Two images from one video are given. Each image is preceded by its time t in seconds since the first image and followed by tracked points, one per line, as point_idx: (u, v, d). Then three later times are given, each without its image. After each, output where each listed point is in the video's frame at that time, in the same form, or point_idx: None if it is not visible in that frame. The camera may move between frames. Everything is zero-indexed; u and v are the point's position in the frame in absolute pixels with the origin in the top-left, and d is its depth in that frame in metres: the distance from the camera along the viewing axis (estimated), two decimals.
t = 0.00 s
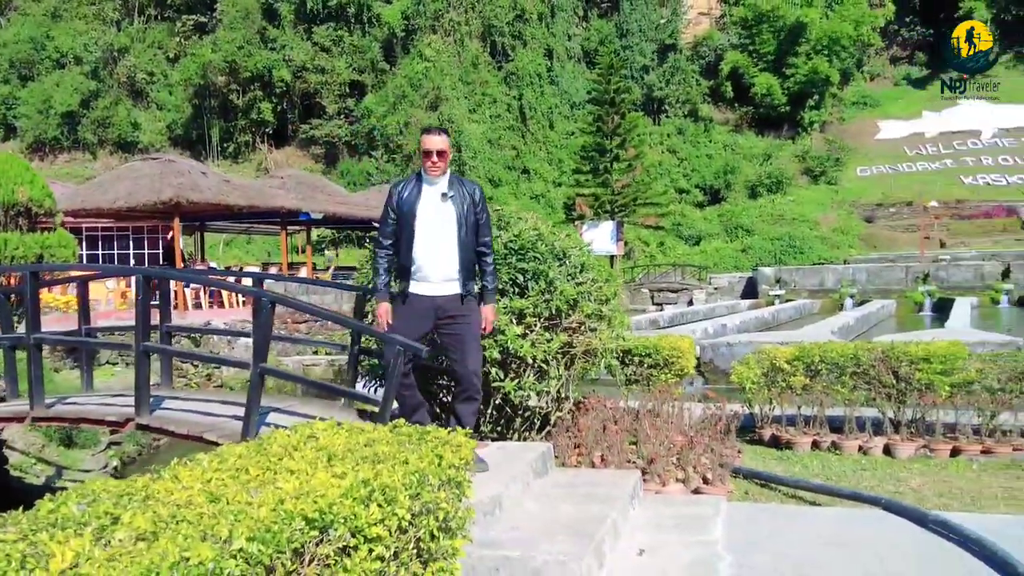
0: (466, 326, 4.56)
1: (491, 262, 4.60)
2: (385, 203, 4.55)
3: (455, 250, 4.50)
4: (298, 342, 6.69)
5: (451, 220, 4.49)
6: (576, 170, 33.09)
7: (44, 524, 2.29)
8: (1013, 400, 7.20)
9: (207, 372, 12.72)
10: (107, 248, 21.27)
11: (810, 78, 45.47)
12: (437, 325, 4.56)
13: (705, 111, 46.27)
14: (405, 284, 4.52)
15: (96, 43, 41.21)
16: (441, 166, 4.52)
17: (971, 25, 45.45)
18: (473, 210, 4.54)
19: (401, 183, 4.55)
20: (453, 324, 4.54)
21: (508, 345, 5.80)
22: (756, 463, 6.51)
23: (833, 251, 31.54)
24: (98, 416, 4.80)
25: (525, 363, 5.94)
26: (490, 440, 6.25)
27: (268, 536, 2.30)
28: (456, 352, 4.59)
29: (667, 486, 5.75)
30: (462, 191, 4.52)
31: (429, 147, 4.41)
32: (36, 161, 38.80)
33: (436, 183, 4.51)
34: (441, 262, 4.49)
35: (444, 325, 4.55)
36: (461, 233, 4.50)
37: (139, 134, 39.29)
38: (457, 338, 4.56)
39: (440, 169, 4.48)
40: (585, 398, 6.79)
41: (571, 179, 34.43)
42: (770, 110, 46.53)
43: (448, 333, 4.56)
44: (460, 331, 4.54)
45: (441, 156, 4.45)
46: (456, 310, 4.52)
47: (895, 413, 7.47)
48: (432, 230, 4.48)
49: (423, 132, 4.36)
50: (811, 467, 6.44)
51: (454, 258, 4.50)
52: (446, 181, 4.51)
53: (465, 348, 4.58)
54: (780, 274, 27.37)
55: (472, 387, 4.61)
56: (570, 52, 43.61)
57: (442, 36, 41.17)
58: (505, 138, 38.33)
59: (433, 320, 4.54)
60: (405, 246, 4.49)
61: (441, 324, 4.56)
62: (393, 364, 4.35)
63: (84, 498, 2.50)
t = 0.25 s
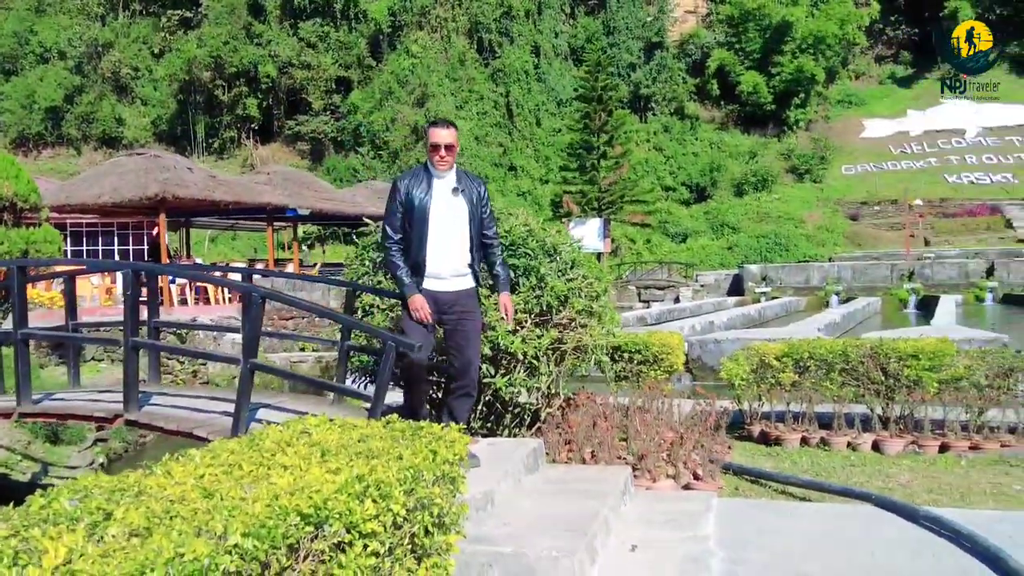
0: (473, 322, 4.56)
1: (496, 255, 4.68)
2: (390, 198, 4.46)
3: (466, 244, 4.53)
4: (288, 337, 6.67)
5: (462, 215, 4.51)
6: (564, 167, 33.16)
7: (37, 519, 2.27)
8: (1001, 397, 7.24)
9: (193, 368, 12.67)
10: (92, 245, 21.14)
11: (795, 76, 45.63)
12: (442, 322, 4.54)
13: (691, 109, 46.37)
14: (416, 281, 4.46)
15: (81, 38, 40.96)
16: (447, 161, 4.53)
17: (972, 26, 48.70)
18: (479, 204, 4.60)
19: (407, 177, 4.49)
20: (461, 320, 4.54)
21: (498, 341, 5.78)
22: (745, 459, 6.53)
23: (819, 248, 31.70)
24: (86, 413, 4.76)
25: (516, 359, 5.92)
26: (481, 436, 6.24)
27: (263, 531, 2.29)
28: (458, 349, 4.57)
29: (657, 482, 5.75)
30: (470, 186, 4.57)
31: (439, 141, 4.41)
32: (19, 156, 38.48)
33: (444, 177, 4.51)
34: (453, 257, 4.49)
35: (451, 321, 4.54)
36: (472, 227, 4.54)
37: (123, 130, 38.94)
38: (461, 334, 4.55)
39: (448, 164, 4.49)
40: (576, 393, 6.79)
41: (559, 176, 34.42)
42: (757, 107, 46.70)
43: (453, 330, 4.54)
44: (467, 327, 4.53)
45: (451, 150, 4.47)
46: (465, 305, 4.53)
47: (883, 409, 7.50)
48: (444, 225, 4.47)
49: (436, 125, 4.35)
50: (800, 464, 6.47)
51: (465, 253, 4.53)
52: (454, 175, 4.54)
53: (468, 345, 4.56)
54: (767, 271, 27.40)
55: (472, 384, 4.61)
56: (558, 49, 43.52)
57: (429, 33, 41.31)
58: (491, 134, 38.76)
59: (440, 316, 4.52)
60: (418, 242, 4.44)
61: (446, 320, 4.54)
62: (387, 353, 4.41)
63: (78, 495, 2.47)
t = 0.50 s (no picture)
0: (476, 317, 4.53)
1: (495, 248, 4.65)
2: (390, 195, 4.33)
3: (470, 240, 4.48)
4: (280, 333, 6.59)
5: (465, 210, 4.45)
6: (557, 164, 33.09)
7: (25, 516, 2.23)
8: (996, 392, 7.24)
9: (185, 365, 12.59)
10: (83, 241, 21.00)
11: (788, 74, 45.62)
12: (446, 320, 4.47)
13: (684, 106, 46.34)
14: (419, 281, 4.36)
15: (72, 33, 40.76)
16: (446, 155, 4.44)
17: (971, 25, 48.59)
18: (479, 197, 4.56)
19: (406, 173, 4.37)
20: (464, 317, 4.49)
21: (493, 337, 5.74)
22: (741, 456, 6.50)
23: (812, 246, 31.72)
24: (76, 408, 4.70)
25: (511, 354, 5.87)
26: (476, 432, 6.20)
27: (258, 525, 2.24)
28: (457, 346, 4.54)
29: (653, 479, 5.71)
30: (470, 178, 4.51)
31: (439, 136, 4.31)
32: (9, 152, 38.23)
33: (445, 173, 4.42)
34: (459, 253, 4.42)
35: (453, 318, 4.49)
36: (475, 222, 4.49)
37: (114, 126, 38.69)
38: (463, 331, 4.51)
39: (447, 159, 4.41)
40: (572, 389, 6.75)
41: (552, 173, 34.33)
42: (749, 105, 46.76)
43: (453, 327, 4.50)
44: (470, 324, 4.49)
45: (451, 144, 4.38)
46: (468, 302, 4.49)
47: (879, 405, 7.49)
48: (448, 221, 4.39)
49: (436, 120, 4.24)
50: (796, 460, 6.44)
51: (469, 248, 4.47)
52: (454, 168, 4.46)
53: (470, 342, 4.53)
54: (760, 268, 27.42)
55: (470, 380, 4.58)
56: (551, 46, 43.42)
57: (422, 29, 41.28)
58: (484, 131, 38.55)
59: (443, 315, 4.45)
60: (424, 241, 4.34)
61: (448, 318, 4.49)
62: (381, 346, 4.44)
63: (68, 490, 2.43)
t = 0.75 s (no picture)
0: (490, 314, 4.36)
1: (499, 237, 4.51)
2: (384, 200, 4.21)
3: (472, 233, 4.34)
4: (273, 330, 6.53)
5: (463, 202, 4.33)
6: (552, 161, 33.03)
7: (10, 516, 2.20)
8: (993, 388, 7.23)
9: (178, 363, 12.54)
10: (76, 238, 20.91)
11: (782, 71, 45.61)
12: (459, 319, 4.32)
13: (679, 103, 46.33)
14: (424, 284, 4.21)
15: (66, 30, 40.64)
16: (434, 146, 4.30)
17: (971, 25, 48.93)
18: (477, 185, 4.42)
19: (396, 174, 4.26)
20: (478, 315, 4.33)
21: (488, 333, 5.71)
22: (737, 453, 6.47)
23: (807, 243, 31.74)
24: (67, 405, 4.66)
25: (507, 351, 5.84)
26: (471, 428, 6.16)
27: (248, 524, 2.20)
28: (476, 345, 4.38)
29: (649, 475, 5.69)
30: (464, 168, 4.38)
31: (423, 127, 4.18)
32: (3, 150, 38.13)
33: (436, 167, 4.29)
34: (462, 248, 4.28)
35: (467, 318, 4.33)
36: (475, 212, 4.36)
37: (107, 123, 38.54)
38: (478, 330, 4.35)
39: (435, 153, 4.28)
40: (567, 385, 6.71)
41: (547, 169, 34.28)
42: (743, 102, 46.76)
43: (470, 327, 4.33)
44: (484, 321, 4.32)
45: (437, 135, 4.26)
46: (478, 301, 4.34)
47: (875, 402, 7.48)
48: (446, 217, 4.27)
49: (413, 113, 4.12)
50: (792, 456, 6.42)
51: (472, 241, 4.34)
52: (445, 159, 4.33)
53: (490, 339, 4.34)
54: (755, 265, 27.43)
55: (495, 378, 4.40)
56: (545, 43, 43.34)
57: (416, 26, 41.13)
58: (479, 128, 38.38)
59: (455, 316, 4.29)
60: (423, 240, 4.21)
61: (461, 318, 4.33)
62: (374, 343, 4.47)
63: (55, 489, 2.39)
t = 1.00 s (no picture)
0: (501, 320, 4.03)
1: (509, 239, 4.19)
2: (387, 196, 3.94)
3: (481, 233, 4.04)
4: (269, 331, 6.54)
5: (468, 201, 4.04)
6: (548, 162, 33.03)
7: (9, 517, 2.22)
8: (987, 388, 7.26)
9: (174, 364, 12.54)
10: (72, 240, 20.92)
11: (778, 72, 45.63)
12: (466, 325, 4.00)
13: (675, 104, 46.36)
14: (427, 286, 3.91)
15: (61, 31, 40.61)
16: (442, 141, 4.02)
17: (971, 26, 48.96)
18: (484, 184, 4.13)
19: (400, 169, 3.98)
20: (486, 320, 4.01)
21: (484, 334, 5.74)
22: (733, 453, 6.50)
23: (803, 244, 31.77)
24: (65, 406, 4.66)
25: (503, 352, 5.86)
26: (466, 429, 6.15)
27: (248, 525, 2.21)
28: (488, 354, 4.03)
29: (645, 475, 5.72)
30: (472, 164, 4.10)
31: (425, 118, 3.91)
32: None
33: (441, 163, 4.00)
34: (469, 249, 3.98)
35: (475, 324, 4.01)
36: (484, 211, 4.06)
37: (103, 124, 38.51)
38: (489, 338, 4.01)
39: (442, 147, 4.00)
40: (562, 387, 6.70)
41: (543, 170, 34.32)
42: (739, 103, 46.81)
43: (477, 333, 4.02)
44: (494, 325, 3.99)
45: (444, 129, 3.99)
46: (486, 302, 4.01)
47: (869, 402, 7.52)
48: (452, 215, 3.98)
49: (418, 105, 3.86)
50: (787, 456, 6.46)
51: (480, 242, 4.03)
52: (453, 155, 4.05)
53: (500, 345, 4.01)
54: (750, 266, 27.48)
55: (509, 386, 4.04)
56: (541, 44, 43.33)
57: (412, 27, 40.99)
58: (474, 130, 38.47)
59: (462, 320, 3.98)
60: (427, 240, 3.93)
61: (468, 323, 4.02)
62: (370, 343, 4.54)
63: (52, 489, 2.40)
